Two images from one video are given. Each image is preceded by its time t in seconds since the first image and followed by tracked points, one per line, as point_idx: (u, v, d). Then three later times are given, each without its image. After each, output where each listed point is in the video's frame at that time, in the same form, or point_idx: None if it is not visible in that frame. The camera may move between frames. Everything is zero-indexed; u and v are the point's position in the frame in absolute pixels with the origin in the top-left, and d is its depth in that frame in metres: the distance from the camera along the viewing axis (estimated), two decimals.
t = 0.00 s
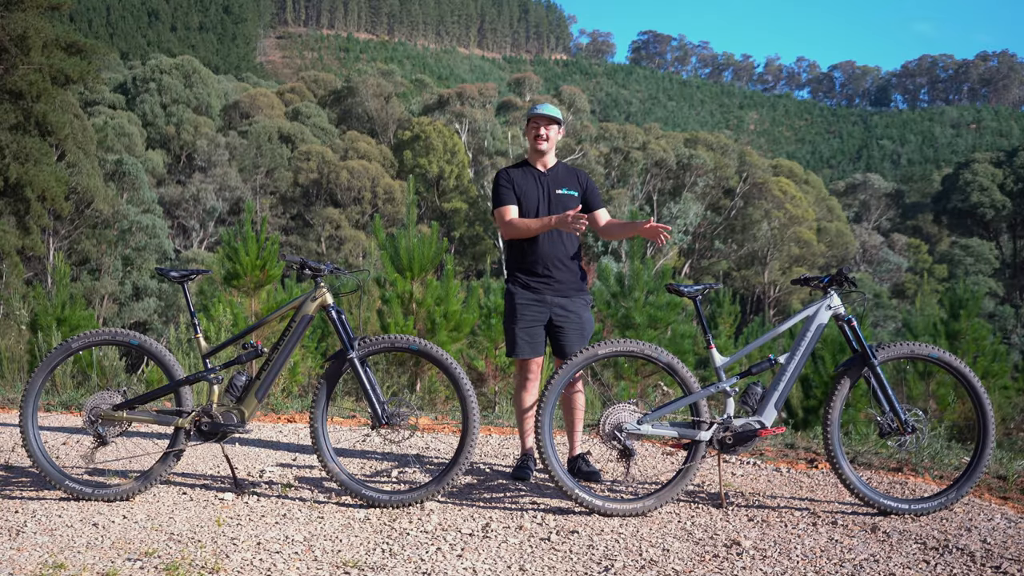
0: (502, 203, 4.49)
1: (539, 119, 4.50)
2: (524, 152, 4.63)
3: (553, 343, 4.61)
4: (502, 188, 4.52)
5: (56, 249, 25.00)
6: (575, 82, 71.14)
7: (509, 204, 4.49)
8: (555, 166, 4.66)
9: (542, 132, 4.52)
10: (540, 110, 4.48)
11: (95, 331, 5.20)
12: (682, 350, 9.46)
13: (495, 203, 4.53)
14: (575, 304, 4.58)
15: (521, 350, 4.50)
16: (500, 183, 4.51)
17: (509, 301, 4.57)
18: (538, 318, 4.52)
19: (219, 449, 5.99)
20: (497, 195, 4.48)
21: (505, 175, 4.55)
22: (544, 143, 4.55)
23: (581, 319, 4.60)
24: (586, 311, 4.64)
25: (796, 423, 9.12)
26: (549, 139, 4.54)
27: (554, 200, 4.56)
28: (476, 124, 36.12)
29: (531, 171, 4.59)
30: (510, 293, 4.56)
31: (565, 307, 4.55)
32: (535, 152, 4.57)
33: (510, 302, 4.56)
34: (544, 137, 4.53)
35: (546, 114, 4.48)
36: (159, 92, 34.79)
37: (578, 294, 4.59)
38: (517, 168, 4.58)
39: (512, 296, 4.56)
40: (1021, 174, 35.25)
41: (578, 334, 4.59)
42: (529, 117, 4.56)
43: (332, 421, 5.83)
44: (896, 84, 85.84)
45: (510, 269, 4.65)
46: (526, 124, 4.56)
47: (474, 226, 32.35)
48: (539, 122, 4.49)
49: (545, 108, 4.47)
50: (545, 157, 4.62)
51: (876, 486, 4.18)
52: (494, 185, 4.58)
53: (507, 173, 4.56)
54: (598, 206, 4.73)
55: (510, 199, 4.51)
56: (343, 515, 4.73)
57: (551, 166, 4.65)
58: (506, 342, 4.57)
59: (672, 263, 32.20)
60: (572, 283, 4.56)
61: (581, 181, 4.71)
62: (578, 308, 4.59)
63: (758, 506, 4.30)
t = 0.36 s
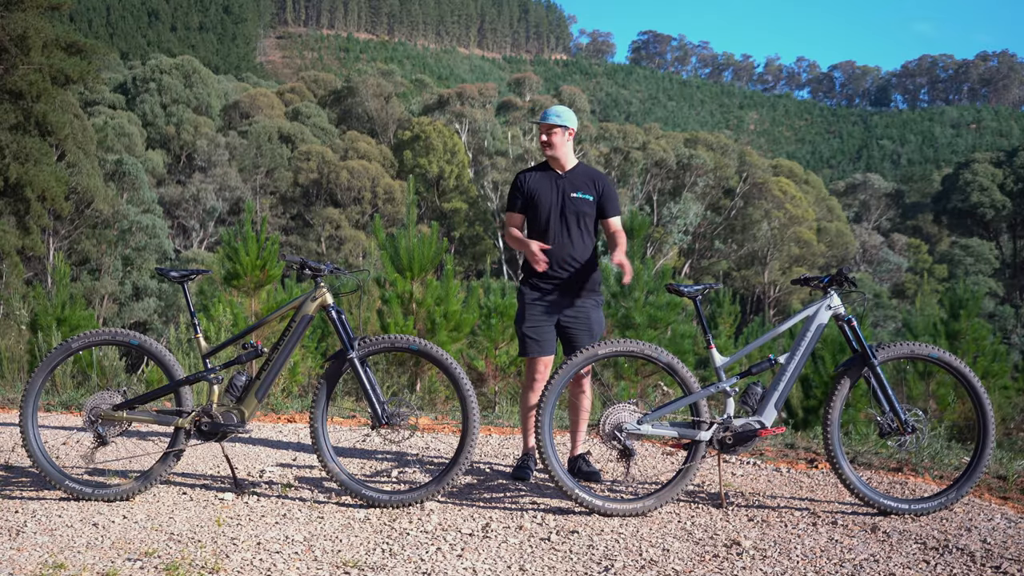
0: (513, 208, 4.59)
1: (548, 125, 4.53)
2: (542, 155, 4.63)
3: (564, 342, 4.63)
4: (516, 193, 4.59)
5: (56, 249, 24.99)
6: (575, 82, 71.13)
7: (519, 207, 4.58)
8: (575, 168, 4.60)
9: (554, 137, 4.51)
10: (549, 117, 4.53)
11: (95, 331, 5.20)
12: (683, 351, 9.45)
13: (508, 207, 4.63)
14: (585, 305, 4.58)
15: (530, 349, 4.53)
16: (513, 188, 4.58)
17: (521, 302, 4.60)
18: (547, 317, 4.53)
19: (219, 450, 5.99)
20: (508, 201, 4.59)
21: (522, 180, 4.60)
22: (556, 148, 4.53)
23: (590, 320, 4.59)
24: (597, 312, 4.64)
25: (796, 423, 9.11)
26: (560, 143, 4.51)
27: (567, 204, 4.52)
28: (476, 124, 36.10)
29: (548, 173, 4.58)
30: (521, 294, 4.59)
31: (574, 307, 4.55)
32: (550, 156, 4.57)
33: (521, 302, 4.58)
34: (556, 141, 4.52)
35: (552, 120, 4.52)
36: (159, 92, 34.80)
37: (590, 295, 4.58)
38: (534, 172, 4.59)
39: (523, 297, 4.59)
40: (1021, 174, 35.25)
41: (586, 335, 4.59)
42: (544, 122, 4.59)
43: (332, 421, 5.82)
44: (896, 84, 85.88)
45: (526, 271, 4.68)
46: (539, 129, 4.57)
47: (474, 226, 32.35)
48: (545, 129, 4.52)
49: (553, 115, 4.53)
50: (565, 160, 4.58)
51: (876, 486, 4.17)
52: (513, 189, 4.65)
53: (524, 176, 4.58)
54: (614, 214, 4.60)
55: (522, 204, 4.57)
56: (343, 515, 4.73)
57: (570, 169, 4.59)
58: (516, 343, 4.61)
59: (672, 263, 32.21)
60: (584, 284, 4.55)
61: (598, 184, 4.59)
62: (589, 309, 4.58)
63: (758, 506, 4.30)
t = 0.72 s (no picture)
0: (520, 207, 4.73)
1: (559, 126, 4.51)
2: (553, 157, 4.66)
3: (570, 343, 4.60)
4: (525, 194, 4.70)
5: (56, 249, 24.99)
6: (575, 82, 71.13)
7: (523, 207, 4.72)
8: (586, 169, 4.61)
9: (561, 138, 4.53)
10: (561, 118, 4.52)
11: (95, 331, 5.21)
12: (683, 351, 9.44)
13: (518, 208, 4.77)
14: (592, 305, 4.56)
15: (536, 349, 4.52)
16: (520, 188, 4.69)
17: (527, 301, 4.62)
18: (552, 318, 4.53)
19: (219, 449, 5.99)
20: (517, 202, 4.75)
21: (530, 180, 4.68)
22: (564, 150, 4.54)
23: (595, 320, 4.58)
24: (602, 312, 4.62)
25: (796, 423, 9.10)
26: (566, 144, 4.53)
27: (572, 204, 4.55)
28: (476, 124, 36.05)
29: (557, 174, 4.63)
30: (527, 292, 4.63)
31: (579, 306, 4.54)
32: (562, 157, 4.59)
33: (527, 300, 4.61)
34: (564, 143, 4.53)
35: (559, 120, 4.50)
36: (159, 92, 34.80)
37: (596, 296, 4.57)
38: (543, 173, 4.66)
39: (530, 296, 4.61)
40: (1020, 174, 35.25)
41: (592, 335, 4.57)
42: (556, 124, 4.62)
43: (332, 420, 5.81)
44: (895, 84, 85.91)
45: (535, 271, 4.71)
46: (552, 131, 4.58)
47: (474, 226, 32.37)
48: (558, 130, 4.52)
49: (564, 115, 4.51)
50: (574, 162, 4.60)
51: (876, 486, 4.17)
52: (523, 190, 4.74)
53: (533, 177, 4.67)
54: (616, 213, 4.49)
55: (528, 203, 4.70)
56: (343, 515, 4.74)
57: (579, 169, 4.61)
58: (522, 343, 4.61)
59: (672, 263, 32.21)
60: (591, 284, 4.54)
61: (604, 184, 4.56)
62: (595, 309, 4.57)
63: (758, 506, 4.30)
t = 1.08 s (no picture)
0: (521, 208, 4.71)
1: (564, 125, 4.48)
2: (555, 157, 4.65)
3: (570, 343, 4.60)
4: (526, 195, 4.70)
5: (55, 249, 25.01)
6: (575, 82, 71.16)
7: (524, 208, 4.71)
8: (586, 169, 4.61)
9: (564, 138, 4.51)
10: (564, 116, 4.48)
11: (95, 331, 5.22)
12: (683, 351, 9.45)
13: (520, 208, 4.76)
14: (592, 305, 4.56)
15: (536, 349, 4.53)
16: (522, 189, 4.68)
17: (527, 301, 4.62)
18: (552, 318, 4.53)
19: (219, 449, 5.99)
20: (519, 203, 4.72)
21: (532, 180, 4.66)
22: (566, 149, 4.53)
23: (597, 320, 4.58)
24: (603, 311, 4.62)
25: (796, 423, 9.07)
26: (568, 144, 4.51)
27: (572, 204, 4.55)
28: (476, 124, 36.04)
29: (558, 175, 4.62)
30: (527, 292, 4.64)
31: (579, 306, 4.53)
32: (563, 157, 4.58)
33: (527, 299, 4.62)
34: (566, 143, 4.52)
35: (561, 118, 4.46)
36: (159, 92, 34.82)
37: (595, 295, 4.57)
38: (544, 174, 4.65)
39: (530, 296, 4.61)
40: (1021, 174, 35.00)
41: (593, 335, 4.57)
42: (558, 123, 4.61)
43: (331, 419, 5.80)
44: (896, 84, 85.91)
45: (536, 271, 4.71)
46: (555, 131, 4.56)
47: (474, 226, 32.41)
48: (561, 129, 4.49)
49: (568, 113, 4.45)
50: (576, 162, 4.59)
51: (877, 486, 4.15)
52: (525, 189, 4.73)
53: (535, 178, 4.66)
54: (616, 212, 4.48)
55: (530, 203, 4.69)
56: (343, 515, 4.74)
57: (580, 169, 4.61)
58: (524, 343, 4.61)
59: (672, 263, 32.25)
60: (591, 284, 4.54)
61: (604, 184, 4.56)
62: (596, 308, 4.56)
63: (757, 506, 4.30)
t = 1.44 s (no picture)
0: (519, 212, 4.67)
1: (573, 124, 4.45)
2: (556, 155, 4.62)
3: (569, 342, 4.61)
4: (526, 195, 4.65)
5: (55, 249, 25.06)
6: (575, 81, 71.15)
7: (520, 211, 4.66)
8: (586, 169, 4.60)
9: (571, 137, 4.49)
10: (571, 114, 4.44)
11: (95, 331, 5.22)
12: (684, 351, 9.47)
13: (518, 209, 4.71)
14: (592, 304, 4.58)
15: (537, 349, 4.53)
16: (523, 189, 4.62)
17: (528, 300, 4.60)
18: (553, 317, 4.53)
19: (220, 450, 5.99)
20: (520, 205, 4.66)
21: (533, 179, 4.62)
22: (572, 149, 4.52)
23: (598, 320, 4.59)
24: (604, 311, 4.64)
25: (796, 423, 9.05)
26: (572, 142, 4.50)
27: (576, 204, 4.53)
28: (476, 123, 36.02)
29: (559, 174, 4.60)
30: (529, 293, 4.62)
31: (580, 306, 4.56)
32: (567, 157, 4.56)
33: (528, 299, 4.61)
34: (573, 141, 4.50)
35: (571, 117, 4.42)
36: (159, 92, 34.83)
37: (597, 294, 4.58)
38: (542, 175, 4.61)
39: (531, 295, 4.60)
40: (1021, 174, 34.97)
41: (593, 335, 4.58)
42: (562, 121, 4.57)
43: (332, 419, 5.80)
44: (896, 84, 85.86)
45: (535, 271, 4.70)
46: (562, 129, 4.51)
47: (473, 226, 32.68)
48: (569, 127, 4.46)
49: (577, 111, 4.42)
50: (576, 161, 4.58)
51: (876, 485, 4.14)
52: (523, 188, 4.68)
53: (535, 177, 4.62)
54: (618, 215, 4.54)
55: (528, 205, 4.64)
56: (343, 515, 4.75)
57: (581, 168, 4.60)
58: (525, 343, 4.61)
59: (672, 263, 32.30)
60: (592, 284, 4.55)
61: (607, 184, 4.58)
62: (596, 309, 4.59)
63: (757, 506, 4.30)
